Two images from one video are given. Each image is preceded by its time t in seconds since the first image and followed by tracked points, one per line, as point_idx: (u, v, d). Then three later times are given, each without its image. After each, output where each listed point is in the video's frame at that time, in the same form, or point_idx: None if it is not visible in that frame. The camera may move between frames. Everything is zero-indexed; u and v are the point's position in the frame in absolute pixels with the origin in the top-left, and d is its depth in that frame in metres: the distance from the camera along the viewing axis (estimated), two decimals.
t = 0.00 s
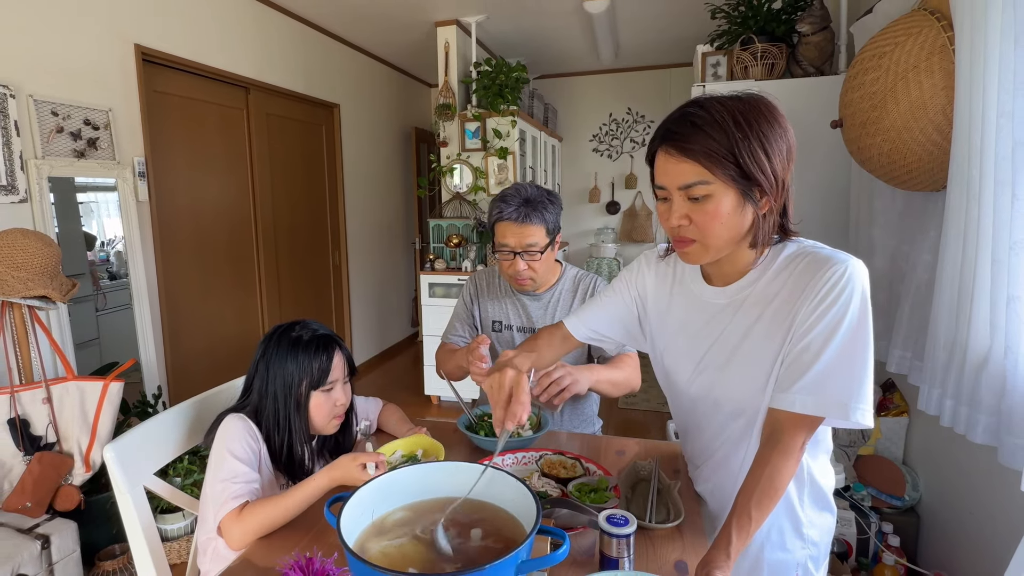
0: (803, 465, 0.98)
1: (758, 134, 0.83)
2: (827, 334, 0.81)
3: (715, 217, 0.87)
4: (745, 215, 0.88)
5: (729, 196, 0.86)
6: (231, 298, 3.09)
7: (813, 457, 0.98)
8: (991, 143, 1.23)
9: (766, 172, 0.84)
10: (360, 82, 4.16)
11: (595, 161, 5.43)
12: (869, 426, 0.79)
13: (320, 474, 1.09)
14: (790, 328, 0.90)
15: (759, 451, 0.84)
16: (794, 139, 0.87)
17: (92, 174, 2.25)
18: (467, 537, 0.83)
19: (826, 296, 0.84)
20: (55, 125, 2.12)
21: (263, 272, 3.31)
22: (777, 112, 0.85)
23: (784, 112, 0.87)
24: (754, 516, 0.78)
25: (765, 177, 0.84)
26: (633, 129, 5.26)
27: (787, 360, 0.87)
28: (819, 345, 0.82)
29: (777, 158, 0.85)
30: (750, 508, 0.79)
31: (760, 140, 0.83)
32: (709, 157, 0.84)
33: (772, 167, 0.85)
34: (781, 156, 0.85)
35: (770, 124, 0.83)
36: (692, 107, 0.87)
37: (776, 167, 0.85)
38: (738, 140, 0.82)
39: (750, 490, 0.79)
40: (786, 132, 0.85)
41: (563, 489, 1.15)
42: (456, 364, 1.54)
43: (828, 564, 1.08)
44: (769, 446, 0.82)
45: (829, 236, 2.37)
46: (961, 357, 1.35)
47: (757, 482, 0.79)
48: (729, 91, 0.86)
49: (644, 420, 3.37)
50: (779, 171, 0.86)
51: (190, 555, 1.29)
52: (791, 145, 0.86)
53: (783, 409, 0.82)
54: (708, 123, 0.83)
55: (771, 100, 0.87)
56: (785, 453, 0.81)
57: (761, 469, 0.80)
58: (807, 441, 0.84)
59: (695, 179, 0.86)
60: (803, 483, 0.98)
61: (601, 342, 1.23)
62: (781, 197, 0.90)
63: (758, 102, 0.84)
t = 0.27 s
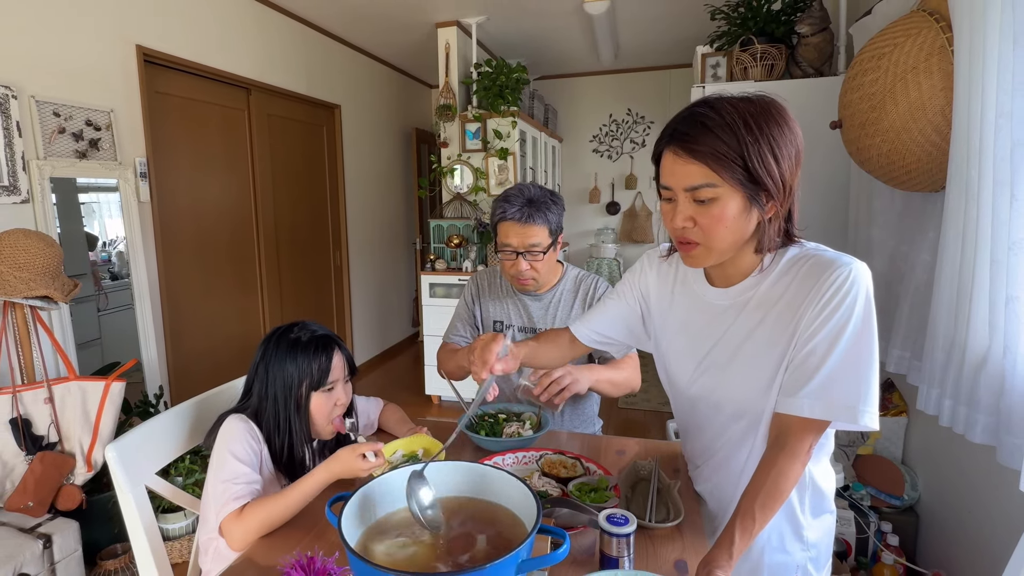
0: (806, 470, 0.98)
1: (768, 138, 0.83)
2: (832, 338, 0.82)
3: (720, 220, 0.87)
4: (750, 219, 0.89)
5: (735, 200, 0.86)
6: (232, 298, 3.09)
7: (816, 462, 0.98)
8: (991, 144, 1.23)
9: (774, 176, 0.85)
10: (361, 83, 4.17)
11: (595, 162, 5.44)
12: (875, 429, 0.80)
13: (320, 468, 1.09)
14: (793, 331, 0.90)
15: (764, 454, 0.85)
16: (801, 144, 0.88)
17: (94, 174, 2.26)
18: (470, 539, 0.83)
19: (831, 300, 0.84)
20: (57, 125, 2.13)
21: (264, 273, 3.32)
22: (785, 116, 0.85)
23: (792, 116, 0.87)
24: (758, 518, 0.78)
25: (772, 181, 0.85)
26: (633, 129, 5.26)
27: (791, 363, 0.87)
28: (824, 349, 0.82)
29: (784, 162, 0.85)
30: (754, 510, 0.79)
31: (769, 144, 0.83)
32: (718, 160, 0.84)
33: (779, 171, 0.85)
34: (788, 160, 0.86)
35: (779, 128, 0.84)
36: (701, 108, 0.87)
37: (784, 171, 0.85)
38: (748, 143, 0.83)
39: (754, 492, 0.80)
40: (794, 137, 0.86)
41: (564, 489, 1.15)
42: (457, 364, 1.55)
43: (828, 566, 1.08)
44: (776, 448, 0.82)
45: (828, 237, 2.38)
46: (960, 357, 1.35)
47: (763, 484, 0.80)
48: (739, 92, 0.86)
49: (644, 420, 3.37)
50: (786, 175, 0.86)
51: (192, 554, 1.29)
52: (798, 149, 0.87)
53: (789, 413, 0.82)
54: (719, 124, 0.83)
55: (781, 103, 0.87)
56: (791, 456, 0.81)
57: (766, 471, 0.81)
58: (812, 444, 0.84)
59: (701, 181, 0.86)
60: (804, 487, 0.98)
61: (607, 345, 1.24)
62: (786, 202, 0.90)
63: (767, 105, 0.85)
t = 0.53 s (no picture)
0: (808, 472, 0.98)
1: (767, 139, 0.83)
2: (835, 340, 0.82)
3: (719, 221, 0.88)
4: (750, 220, 0.89)
5: (733, 201, 0.86)
6: (233, 299, 3.10)
7: (818, 463, 0.99)
8: (989, 145, 1.24)
9: (773, 178, 0.85)
10: (362, 84, 4.18)
11: (595, 163, 5.44)
12: (877, 430, 0.80)
13: (317, 464, 1.09)
14: (796, 332, 0.90)
15: (766, 454, 0.85)
16: (803, 145, 0.87)
17: (96, 175, 2.27)
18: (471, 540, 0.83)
19: (835, 301, 0.84)
20: (59, 126, 2.14)
21: (266, 274, 3.32)
22: (786, 117, 0.85)
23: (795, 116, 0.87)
24: (759, 517, 0.78)
25: (771, 183, 0.85)
26: (633, 130, 5.27)
27: (794, 364, 0.88)
28: (827, 350, 0.82)
29: (784, 164, 0.85)
30: (755, 509, 0.79)
31: (768, 145, 0.83)
32: (716, 162, 0.84)
33: (779, 173, 0.85)
34: (788, 162, 0.85)
35: (779, 129, 0.83)
36: (702, 109, 0.87)
37: (783, 172, 0.85)
38: (747, 144, 0.83)
39: (756, 491, 0.80)
40: (794, 138, 0.85)
41: (564, 488, 1.16)
42: (458, 364, 1.56)
43: (829, 566, 1.09)
44: (777, 449, 0.83)
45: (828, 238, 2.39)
46: (959, 357, 1.35)
47: (764, 484, 0.80)
48: (740, 93, 0.86)
49: (644, 420, 3.38)
50: (786, 177, 0.86)
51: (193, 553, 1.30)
52: (798, 151, 0.86)
53: (791, 414, 0.83)
54: (718, 126, 0.84)
55: (782, 104, 0.86)
56: (793, 456, 0.81)
57: (768, 471, 0.81)
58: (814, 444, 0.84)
59: (700, 183, 0.86)
60: (805, 488, 0.99)
61: (615, 351, 1.25)
62: (787, 203, 0.90)
63: (767, 106, 0.84)
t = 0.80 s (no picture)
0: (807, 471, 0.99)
1: (758, 144, 0.83)
2: (836, 340, 0.82)
3: (712, 225, 0.88)
4: (744, 224, 0.89)
5: (726, 206, 0.87)
6: (235, 299, 3.11)
7: (818, 463, 0.99)
8: (988, 146, 1.24)
9: (765, 182, 0.85)
10: (363, 85, 4.18)
11: (595, 163, 5.45)
12: (877, 431, 0.80)
13: (315, 466, 1.10)
14: (797, 332, 0.91)
15: (766, 453, 0.85)
16: (797, 146, 0.86)
17: (97, 176, 2.27)
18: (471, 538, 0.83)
19: (835, 302, 0.84)
20: (61, 127, 2.14)
21: (267, 274, 3.33)
22: (779, 119, 0.84)
23: (788, 118, 0.86)
24: (759, 517, 0.79)
25: (764, 187, 0.85)
26: (633, 131, 5.28)
27: (795, 364, 0.88)
28: (828, 351, 0.83)
29: (776, 168, 0.85)
30: (755, 508, 0.80)
31: (759, 151, 0.83)
32: (708, 168, 0.85)
33: (772, 177, 0.85)
34: (782, 165, 0.85)
35: (770, 133, 0.83)
36: (694, 114, 0.88)
37: (776, 176, 0.85)
38: (736, 150, 0.83)
39: (756, 490, 0.80)
40: (788, 141, 0.85)
41: (564, 488, 1.16)
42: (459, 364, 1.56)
43: (828, 565, 1.09)
44: (777, 449, 0.83)
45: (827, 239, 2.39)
46: (958, 357, 1.36)
47: (764, 483, 0.80)
48: (732, 97, 0.86)
49: (643, 419, 3.38)
50: (779, 180, 0.86)
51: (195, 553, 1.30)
52: (792, 153, 0.86)
53: (791, 414, 0.83)
54: (708, 132, 0.84)
55: (775, 106, 0.86)
56: (794, 456, 0.82)
57: (768, 470, 0.81)
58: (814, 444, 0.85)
59: (693, 188, 0.87)
60: (805, 487, 0.99)
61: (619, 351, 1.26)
62: (784, 205, 0.90)
63: (759, 110, 0.84)
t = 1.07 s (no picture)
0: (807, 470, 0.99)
1: (758, 144, 0.83)
2: (835, 341, 0.83)
3: (713, 225, 0.89)
4: (745, 224, 0.90)
5: (726, 206, 0.88)
6: (236, 298, 3.11)
7: (817, 462, 1.00)
8: (987, 147, 1.25)
9: (766, 182, 0.85)
10: (364, 85, 4.19)
11: (595, 164, 5.46)
12: (876, 431, 0.81)
13: (316, 469, 1.10)
14: (797, 333, 0.91)
15: (766, 453, 0.86)
16: (797, 146, 0.87)
17: (100, 176, 2.28)
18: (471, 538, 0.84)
19: (835, 302, 0.85)
20: (63, 128, 2.15)
21: (268, 274, 3.34)
22: (779, 120, 0.85)
23: (788, 118, 0.86)
24: (758, 516, 0.79)
25: (764, 187, 0.85)
26: (633, 132, 5.28)
27: (795, 365, 0.89)
28: (828, 351, 0.83)
29: (777, 167, 0.85)
30: (755, 508, 0.80)
31: (758, 151, 0.83)
32: (708, 168, 0.85)
33: (772, 176, 0.85)
34: (782, 165, 0.86)
35: (771, 133, 0.84)
36: (694, 115, 0.88)
37: (776, 176, 0.86)
38: (737, 150, 0.83)
39: (755, 491, 0.81)
40: (788, 140, 0.85)
41: (564, 487, 1.17)
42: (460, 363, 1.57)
43: (827, 565, 1.10)
44: (777, 449, 0.84)
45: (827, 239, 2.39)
46: (957, 358, 1.36)
47: (764, 483, 0.81)
48: (732, 98, 0.87)
49: (643, 419, 3.39)
50: (780, 180, 0.87)
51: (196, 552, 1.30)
52: (793, 153, 0.86)
53: (791, 414, 0.84)
54: (708, 133, 0.85)
55: (775, 106, 0.86)
56: (793, 456, 0.82)
57: (768, 470, 0.82)
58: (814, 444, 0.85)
59: (694, 189, 0.88)
60: (804, 487, 1.00)
61: (620, 352, 1.27)
62: (784, 205, 0.90)
63: (759, 110, 0.85)
